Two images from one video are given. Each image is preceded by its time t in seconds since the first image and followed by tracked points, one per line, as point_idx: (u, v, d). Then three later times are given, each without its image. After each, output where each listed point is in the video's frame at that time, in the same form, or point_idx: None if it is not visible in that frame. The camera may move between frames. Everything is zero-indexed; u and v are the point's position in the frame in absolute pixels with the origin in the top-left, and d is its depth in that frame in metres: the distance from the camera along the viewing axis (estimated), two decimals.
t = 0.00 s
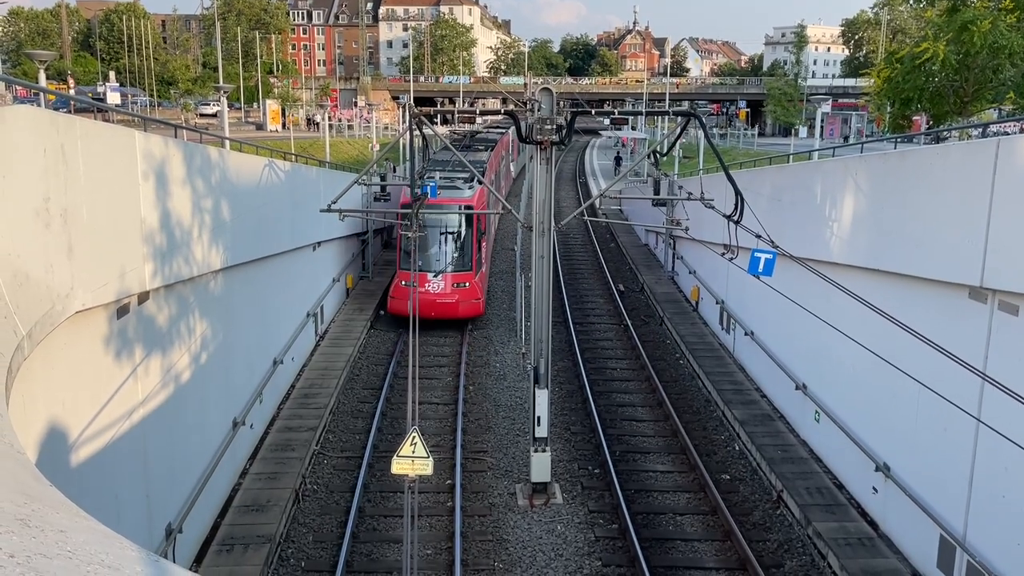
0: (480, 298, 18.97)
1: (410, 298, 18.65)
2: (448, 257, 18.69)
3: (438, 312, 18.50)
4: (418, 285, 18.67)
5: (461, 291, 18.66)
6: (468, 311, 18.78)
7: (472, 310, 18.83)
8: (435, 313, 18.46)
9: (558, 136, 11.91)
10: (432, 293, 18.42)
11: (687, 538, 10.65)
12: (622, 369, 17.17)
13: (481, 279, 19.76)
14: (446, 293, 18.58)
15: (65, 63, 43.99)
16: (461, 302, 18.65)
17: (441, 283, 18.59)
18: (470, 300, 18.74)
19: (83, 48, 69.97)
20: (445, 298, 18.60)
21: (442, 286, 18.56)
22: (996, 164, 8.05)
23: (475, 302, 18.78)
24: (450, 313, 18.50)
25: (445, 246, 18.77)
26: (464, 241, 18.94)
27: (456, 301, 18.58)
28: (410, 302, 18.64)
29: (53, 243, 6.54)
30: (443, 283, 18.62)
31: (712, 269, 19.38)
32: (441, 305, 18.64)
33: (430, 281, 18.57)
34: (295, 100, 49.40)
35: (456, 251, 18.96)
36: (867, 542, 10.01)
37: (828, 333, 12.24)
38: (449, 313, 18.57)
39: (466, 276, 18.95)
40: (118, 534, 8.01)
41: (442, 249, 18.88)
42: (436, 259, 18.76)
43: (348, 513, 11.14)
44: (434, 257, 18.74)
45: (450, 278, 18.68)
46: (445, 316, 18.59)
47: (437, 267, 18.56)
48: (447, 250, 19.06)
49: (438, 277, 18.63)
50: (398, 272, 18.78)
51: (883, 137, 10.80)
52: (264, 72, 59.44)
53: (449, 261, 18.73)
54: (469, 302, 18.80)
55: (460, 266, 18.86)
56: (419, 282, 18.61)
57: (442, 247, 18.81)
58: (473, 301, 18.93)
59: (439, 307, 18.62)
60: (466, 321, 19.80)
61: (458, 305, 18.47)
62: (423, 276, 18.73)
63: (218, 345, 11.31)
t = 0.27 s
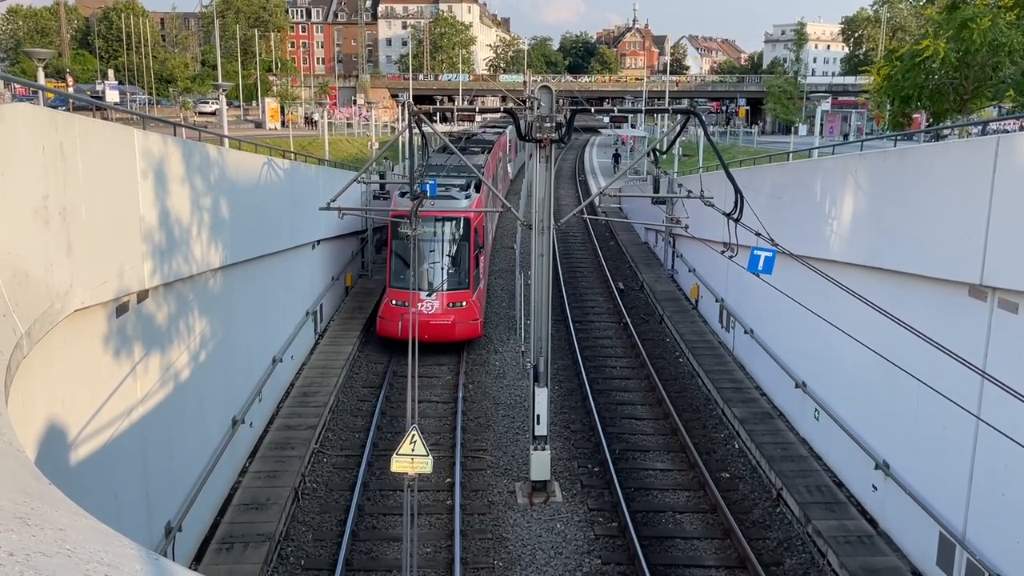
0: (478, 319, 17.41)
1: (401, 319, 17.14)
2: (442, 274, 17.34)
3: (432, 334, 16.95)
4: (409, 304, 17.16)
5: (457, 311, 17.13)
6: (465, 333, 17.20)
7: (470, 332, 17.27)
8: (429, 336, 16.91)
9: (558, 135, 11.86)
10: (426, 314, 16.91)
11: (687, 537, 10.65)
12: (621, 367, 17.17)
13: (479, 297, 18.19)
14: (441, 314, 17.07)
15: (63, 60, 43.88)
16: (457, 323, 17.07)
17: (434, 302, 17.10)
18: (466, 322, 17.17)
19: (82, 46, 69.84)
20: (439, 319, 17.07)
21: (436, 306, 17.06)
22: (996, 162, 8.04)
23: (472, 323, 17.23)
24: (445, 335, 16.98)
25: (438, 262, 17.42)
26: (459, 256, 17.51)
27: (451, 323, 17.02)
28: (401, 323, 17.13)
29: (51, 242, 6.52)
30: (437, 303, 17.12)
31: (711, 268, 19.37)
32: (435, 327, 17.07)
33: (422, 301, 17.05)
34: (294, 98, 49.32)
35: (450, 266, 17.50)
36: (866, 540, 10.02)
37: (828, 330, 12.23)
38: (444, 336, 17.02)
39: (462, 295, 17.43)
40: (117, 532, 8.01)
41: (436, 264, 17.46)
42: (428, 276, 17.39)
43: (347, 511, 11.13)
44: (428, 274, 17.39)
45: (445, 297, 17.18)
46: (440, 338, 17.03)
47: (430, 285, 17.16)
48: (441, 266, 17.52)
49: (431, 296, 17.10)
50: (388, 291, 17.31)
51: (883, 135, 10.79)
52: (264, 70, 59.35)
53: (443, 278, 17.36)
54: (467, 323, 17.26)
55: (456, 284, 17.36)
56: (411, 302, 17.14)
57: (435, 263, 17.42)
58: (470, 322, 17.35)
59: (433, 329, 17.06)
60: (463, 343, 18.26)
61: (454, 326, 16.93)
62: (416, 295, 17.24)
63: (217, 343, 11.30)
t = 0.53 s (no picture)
0: (476, 346, 15.52)
1: (389, 347, 15.34)
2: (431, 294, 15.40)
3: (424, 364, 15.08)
4: (399, 330, 15.34)
5: (452, 338, 15.22)
6: (461, 362, 15.34)
7: (467, 361, 15.40)
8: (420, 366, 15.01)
9: (558, 132, 11.88)
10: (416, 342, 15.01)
11: (686, 534, 10.67)
12: (621, 365, 17.18)
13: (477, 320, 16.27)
14: (434, 341, 15.17)
15: (63, 59, 43.83)
16: (453, 352, 15.21)
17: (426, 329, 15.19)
18: (464, 349, 15.31)
19: (82, 45, 69.74)
20: (432, 347, 15.17)
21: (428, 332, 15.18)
22: (995, 160, 8.04)
23: (470, 350, 15.37)
24: (439, 365, 15.11)
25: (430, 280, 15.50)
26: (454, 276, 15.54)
27: (445, 350, 15.18)
28: (389, 351, 15.29)
29: (51, 240, 6.53)
30: (429, 328, 15.20)
31: (711, 265, 19.38)
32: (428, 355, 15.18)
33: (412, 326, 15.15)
34: (293, 96, 49.28)
35: (445, 287, 15.54)
36: (865, 538, 10.03)
37: (827, 328, 12.24)
38: (438, 366, 15.16)
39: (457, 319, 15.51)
40: (117, 530, 8.01)
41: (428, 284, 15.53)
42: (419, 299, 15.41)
43: (347, 509, 11.15)
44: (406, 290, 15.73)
45: (439, 322, 15.28)
46: (433, 368, 15.18)
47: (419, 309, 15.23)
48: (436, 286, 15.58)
49: (423, 321, 15.22)
50: (376, 315, 15.53)
51: (882, 133, 10.79)
52: (263, 68, 59.30)
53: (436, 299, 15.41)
54: (463, 351, 15.37)
55: (450, 306, 15.39)
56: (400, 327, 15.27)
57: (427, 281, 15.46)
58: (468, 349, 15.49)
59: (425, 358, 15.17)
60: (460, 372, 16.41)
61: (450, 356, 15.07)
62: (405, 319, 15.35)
63: (217, 341, 11.31)
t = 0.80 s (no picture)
0: (475, 381, 13.68)
1: (378, 383, 13.67)
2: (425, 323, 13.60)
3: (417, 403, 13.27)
4: (388, 364, 13.74)
5: (448, 374, 13.40)
6: (459, 400, 13.51)
7: (466, 399, 13.58)
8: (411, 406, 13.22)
9: (556, 131, 11.87)
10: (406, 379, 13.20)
11: (685, 532, 10.67)
12: (619, 363, 17.19)
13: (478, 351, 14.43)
14: (428, 377, 13.34)
15: (61, 57, 43.80)
16: (449, 390, 13.37)
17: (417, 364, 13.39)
18: (460, 385, 13.47)
19: (80, 43, 69.63)
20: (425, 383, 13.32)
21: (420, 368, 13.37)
22: (994, 157, 8.04)
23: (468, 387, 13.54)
24: (433, 404, 13.30)
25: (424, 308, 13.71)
26: (450, 301, 13.76)
27: (441, 387, 13.34)
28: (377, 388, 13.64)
29: (49, 238, 6.52)
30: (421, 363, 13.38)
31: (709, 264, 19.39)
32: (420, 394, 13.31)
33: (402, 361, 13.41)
34: (292, 94, 49.25)
35: (440, 315, 13.69)
36: (864, 536, 10.05)
37: (826, 326, 12.25)
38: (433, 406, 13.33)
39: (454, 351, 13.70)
40: (116, 528, 8.02)
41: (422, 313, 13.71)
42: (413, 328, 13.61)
43: (346, 508, 11.15)
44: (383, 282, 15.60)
45: (432, 356, 13.47)
46: (426, 408, 13.35)
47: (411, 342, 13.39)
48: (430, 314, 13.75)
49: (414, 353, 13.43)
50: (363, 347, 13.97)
51: (881, 130, 10.80)
52: (261, 66, 59.23)
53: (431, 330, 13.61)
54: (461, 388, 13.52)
55: (445, 337, 13.56)
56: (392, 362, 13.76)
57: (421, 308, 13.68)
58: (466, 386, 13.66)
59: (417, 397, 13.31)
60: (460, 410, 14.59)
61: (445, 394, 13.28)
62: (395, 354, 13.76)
63: (215, 340, 11.30)
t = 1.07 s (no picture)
0: (475, 427, 11.84)
1: (363, 432, 11.43)
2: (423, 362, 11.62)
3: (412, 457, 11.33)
4: (374, 410, 11.44)
5: (446, 420, 11.53)
6: (458, 451, 11.65)
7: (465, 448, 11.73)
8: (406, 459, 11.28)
9: (555, 128, 11.85)
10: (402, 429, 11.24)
11: (684, 529, 10.69)
12: (618, 360, 17.19)
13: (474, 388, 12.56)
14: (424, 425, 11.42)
15: (58, 55, 43.69)
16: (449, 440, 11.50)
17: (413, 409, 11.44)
18: (460, 434, 11.61)
19: (78, 40, 69.47)
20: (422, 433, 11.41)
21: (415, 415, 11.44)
22: (993, 154, 8.04)
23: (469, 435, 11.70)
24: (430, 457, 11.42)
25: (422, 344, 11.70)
26: (449, 336, 11.81)
27: (438, 436, 11.46)
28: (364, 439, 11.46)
29: (48, 237, 6.52)
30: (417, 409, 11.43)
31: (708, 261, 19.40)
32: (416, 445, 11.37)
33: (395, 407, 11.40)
34: (290, 92, 49.17)
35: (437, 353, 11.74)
36: (863, 532, 10.07)
37: (824, 323, 12.26)
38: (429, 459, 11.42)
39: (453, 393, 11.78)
40: (115, 527, 8.02)
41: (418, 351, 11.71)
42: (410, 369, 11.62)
43: (345, 505, 11.16)
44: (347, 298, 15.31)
45: (428, 400, 11.50)
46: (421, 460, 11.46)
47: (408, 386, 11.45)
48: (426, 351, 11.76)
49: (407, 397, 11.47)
50: (345, 390, 11.57)
51: (880, 127, 10.79)
52: (259, 64, 59.11)
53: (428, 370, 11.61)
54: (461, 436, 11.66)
55: (444, 378, 11.62)
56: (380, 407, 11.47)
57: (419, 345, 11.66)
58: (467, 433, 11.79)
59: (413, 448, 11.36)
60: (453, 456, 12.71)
61: (444, 445, 11.46)
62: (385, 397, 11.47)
63: (214, 338, 11.30)
